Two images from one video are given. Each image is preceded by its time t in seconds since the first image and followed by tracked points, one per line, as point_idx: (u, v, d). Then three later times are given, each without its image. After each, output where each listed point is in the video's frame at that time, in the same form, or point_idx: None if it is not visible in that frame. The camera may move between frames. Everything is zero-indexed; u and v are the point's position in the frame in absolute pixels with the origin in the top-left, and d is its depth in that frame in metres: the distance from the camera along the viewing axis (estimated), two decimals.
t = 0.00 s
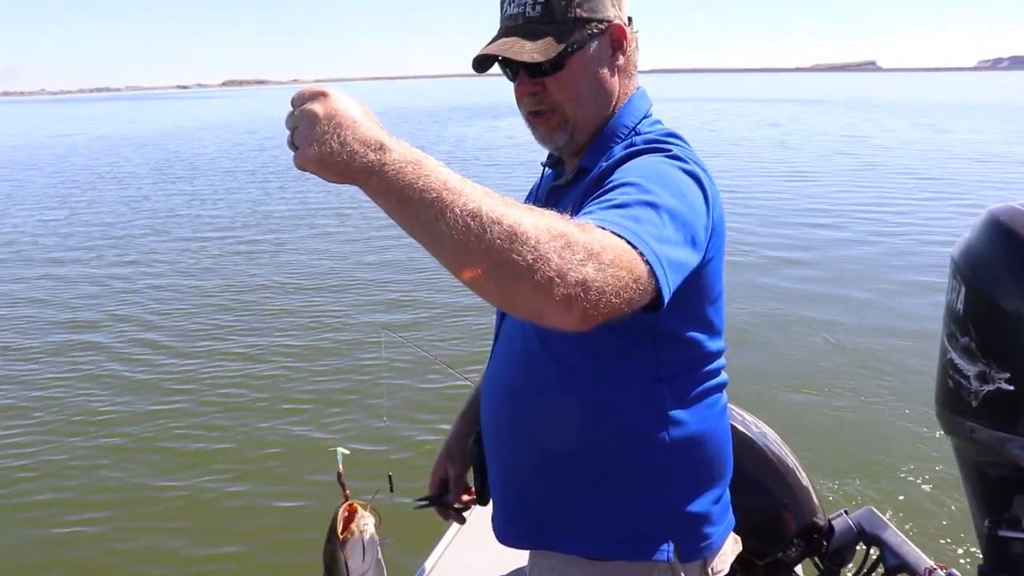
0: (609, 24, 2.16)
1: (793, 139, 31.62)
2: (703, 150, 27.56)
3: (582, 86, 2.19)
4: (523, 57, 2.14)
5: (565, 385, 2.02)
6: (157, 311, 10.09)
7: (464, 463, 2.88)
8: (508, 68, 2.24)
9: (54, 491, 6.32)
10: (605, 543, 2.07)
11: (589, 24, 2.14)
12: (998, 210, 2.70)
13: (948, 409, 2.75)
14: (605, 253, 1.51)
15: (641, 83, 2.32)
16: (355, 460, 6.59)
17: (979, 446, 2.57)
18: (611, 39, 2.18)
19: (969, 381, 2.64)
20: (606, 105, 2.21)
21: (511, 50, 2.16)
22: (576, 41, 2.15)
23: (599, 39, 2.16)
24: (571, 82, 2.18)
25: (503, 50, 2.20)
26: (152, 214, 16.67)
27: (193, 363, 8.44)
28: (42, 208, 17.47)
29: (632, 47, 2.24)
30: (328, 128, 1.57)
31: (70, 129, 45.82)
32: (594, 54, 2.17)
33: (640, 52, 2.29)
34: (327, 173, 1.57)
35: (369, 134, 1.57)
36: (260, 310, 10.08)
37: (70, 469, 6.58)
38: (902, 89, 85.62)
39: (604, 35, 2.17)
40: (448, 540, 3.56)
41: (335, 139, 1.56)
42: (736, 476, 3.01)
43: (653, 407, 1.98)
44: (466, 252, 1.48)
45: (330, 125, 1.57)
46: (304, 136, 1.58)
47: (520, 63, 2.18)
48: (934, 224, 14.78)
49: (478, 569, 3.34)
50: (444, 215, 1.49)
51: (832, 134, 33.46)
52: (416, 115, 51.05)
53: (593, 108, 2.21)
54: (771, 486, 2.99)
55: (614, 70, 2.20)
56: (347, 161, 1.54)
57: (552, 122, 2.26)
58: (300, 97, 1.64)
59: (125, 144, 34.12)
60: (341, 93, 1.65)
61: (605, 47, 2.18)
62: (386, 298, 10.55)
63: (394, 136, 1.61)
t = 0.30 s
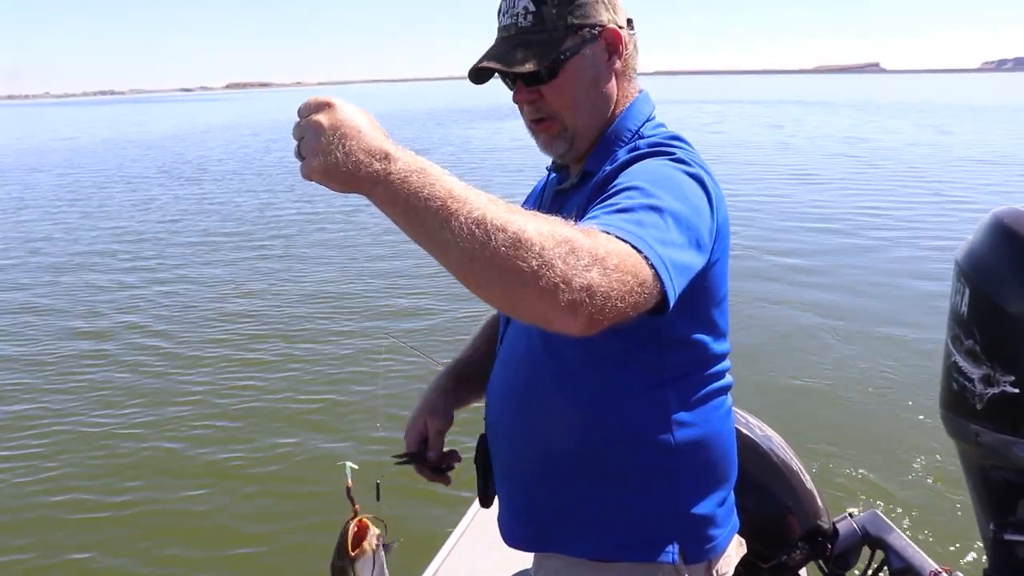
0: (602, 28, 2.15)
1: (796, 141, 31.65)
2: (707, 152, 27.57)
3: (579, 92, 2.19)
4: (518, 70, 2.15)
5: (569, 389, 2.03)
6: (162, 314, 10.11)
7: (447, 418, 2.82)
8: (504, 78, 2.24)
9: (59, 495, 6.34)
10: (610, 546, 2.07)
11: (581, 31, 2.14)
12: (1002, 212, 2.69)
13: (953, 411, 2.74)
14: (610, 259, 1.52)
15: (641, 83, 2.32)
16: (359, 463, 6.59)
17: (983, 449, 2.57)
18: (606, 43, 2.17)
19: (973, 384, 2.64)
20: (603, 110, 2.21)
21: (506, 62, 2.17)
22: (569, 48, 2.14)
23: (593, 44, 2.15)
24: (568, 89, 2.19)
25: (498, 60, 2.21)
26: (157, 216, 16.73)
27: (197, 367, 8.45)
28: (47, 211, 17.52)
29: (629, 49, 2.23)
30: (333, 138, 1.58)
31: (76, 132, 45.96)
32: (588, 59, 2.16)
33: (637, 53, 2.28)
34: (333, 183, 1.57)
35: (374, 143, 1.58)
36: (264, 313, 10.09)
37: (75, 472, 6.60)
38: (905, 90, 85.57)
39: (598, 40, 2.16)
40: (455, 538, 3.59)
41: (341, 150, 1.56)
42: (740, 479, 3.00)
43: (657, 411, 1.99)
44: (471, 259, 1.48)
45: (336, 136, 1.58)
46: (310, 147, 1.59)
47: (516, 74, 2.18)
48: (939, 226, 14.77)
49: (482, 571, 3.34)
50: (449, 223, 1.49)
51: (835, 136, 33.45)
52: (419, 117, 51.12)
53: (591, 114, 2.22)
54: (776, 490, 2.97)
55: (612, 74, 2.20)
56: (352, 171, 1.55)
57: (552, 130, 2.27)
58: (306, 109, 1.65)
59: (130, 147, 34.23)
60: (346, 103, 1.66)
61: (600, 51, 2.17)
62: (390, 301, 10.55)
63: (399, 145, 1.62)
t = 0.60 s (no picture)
0: (602, 31, 2.15)
1: (798, 141, 31.64)
2: (711, 151, 27.58)
3: (579, 97, 2.20)
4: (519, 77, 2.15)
5: (574, 390, 2.03)
6: (168, 316, 10.14)
7: (447, 420, 2.82)
8: (505, 85, 2.25)
9: (66, 497, 6.37)
10: (615, 547, 2.07)
11: (581, 35, 2.14)
12: (1007, 212, 2.68)
13: (957, 410, 2.73)
14: (617, 256, 1.52)
15: (643, 83, 2.32)
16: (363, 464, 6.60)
17: (988, 449, 2.56)
18: (606, 45, 2.17)
19: (978, 383, 2.62)
20: (603, 114, 2.21)
21: (507, 69, 2.18)
22: (569, 53, 2.14)
23: (593, 47, 2.16)
24: (569, 94, 2.19)
25: (498, 68, 2.21)
26: (160, 218, 16.76)
27: (203, 369, 8.48)
28: (54, 213, 17.61)
29: (629, 49, 2.23)
30: (338, 137, 1.58)
31: (82, 134, 46.11)
32: (589, 62, 2.16)
33: (638, 53, 2.28)
34: (338, 180, 1.58)
35: (380, 141, 1.58)
36: (269, 314, 10.12)
37: (81, 474, 6.63)
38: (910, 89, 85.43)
39: (598, 43, 2.16)
40: (457, 542, 3.58)
41: (346, 147, 1.57)
42: (743, 479, 2.99)
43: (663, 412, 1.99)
44: (478, 257, 1.48)
45: (342, 132, 1.59)
46: (315, 144, 1.60)
47: (517, 81, 2.19)
48: (945, 225, 14.76)
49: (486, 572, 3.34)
50: (456, 220, 1.50)
51: (838, 135, 33.44)
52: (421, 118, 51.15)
53: (592, 117, 2.22)
54: (780, 490, 2.96)
55: (613, 76, 2.20)
56: (356, 170, 1.55)
57: (554, 135, 2.28)
58: (311, 106, 1.66)
59: (135, 148, 34.34)
60: (352, 101, 1.66)
61: (600, 54, 2.17)
62: (394, 302, 10.55)
63: (405, 143, 1.63)
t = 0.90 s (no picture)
0: (614, 25, 2.15)
1: (800, 134, 31.60)
2: (716, 145, 27.53)
3: (589, 90, 2.18)
4: (532, 68, 2.12)
5: (573, 386, 2.02)
6: (172, 309, 10.18)
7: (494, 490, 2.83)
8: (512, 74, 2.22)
9: (70, 492, 6.40)
10: (617, 542, 2.07)
11: (595, 28, 2.12)
12: (1009, 204, 2.67)
13: (959, 402, 2.72)
14: (619, 212, 1.51)
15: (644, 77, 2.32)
16: (365, 458, 6.60)
17: (991, 441, 2.56)
18: (617, 39, 2.17)
19: (980, 375, 2.62)
20: (609, 109, 2.21)
21: (519, 59, 2.14)
22: (582, 46, 2.13)
23: (604, 42, 2.15)
24: (578, 87, 2.18)
25: (506, 57, 2.18)
26: (162, 212, 16.76)
27: (207, 363, 8.51)
28: (59, 206, 17.67)
29: (637, 44, 2.23)
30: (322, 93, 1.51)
31: (84, 128, 46.07)
32: (600, 56, 2.16)
33: (643, 47, 2.29)
34: (323, 138, 1.51)
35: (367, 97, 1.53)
36: (273, 307, 10.14)
37: (86, 469, 6.67)
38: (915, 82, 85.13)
39: (610, 36, 2.16)
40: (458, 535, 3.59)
41: (331, 103, 1.50)
42: (745, 470, 2.99)
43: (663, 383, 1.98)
44: (479, 209, 1.45)
45: (325, 86, 1.52)
46: (296, 101, 1.53)
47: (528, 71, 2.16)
48: (948, 218, 14.73)
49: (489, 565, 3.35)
50: (454, 172, 1.46)
51: (841, 128, 33.38)
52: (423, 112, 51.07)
53: (599, 110, 2.21)
54: (782, 481, 2.96)
55: (620, 69, 2.20)
56: (344, 127, 1.49)
57: (557, 126, 2.26)
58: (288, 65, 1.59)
59: (137, 142, 34.34)
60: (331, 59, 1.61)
61: (611, 48, 2.17)
62: (399, 294, 10.55)
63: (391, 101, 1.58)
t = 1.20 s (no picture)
0: (626, 19, 2.13)
1: (802, 130, 31.58)
2: (716, 142, 27.52)
3: (597, 82, 2.16)
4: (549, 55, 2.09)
5: (572, 387, 2.00)
6: (171, 308, 10.15)
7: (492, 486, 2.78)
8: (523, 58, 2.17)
9: (72, 489, 6.43)
10: (615, 540, 2.06)
11: (609, 19, 2.11)
12: (1009, 198, 2.65)
13: (959, 398, 2.71)
14: (601, 126, 1.54)
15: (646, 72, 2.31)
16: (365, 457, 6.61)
17: (991, 437, 2.55)
18: (627, 34, 2.16)
19: (980, 370, 2.61)
20: (613, 103, 2.18)
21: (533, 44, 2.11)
22: (597, 36, 2.11)
23: (617, 34, 2.14)
24: (587, 76, 2.16)
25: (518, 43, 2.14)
26: (163, 210, 16.79)
27: (206, 362, 8.48)
28: (58, 206, 17.64)
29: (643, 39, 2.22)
30: None
31: (85, 127, 46.03)
32: (611, 49, 2.14)
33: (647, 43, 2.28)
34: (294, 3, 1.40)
35: None
36: (273, 306, 10.12)
37: (86, 467, 6.69)
38: (914, 77, 85.09)
39: (621, 30, 2.14)
40: (463, 525, 3.60)
41: None
42: (744, 465, 2.98)
43: (660, 333, 1.94)
44: (465, 98, 1.40)
45: None
46: None
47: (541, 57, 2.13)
48: (949, 214, 14.73)
49: (492, 556, 3.37)
50: (436, 53, 1.40)
51: (842, 125, 33.37)
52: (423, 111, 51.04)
53: (606, 102, 2.19)
54: (782, 478, 2.95)
55: (628, 63, 2.19)
56: None
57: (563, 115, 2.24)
58: None
59: (138, 142, 34.31)
60: None
61: (621, 42, 2.15)
62: (398, 293, 10.52)
63: None
